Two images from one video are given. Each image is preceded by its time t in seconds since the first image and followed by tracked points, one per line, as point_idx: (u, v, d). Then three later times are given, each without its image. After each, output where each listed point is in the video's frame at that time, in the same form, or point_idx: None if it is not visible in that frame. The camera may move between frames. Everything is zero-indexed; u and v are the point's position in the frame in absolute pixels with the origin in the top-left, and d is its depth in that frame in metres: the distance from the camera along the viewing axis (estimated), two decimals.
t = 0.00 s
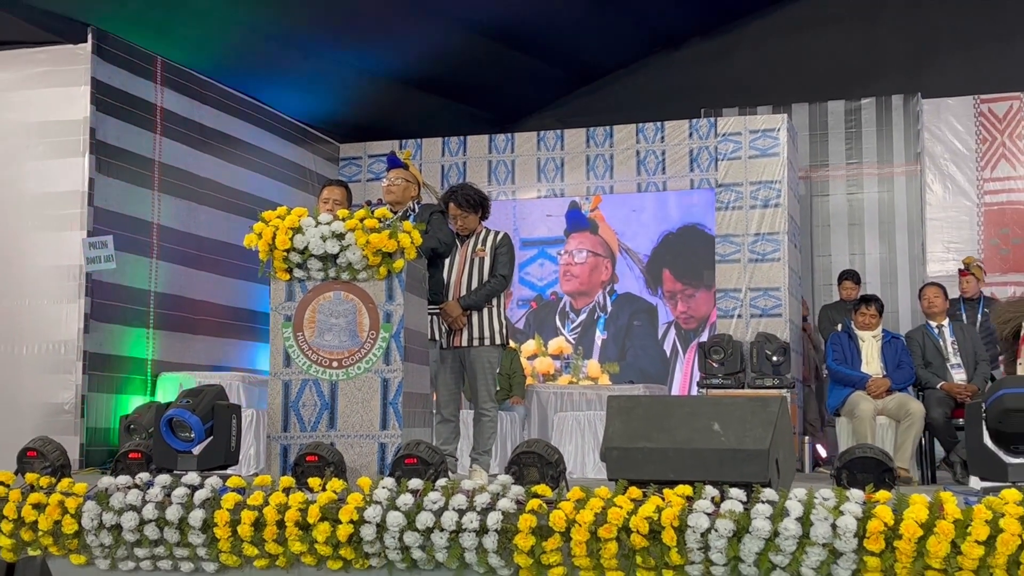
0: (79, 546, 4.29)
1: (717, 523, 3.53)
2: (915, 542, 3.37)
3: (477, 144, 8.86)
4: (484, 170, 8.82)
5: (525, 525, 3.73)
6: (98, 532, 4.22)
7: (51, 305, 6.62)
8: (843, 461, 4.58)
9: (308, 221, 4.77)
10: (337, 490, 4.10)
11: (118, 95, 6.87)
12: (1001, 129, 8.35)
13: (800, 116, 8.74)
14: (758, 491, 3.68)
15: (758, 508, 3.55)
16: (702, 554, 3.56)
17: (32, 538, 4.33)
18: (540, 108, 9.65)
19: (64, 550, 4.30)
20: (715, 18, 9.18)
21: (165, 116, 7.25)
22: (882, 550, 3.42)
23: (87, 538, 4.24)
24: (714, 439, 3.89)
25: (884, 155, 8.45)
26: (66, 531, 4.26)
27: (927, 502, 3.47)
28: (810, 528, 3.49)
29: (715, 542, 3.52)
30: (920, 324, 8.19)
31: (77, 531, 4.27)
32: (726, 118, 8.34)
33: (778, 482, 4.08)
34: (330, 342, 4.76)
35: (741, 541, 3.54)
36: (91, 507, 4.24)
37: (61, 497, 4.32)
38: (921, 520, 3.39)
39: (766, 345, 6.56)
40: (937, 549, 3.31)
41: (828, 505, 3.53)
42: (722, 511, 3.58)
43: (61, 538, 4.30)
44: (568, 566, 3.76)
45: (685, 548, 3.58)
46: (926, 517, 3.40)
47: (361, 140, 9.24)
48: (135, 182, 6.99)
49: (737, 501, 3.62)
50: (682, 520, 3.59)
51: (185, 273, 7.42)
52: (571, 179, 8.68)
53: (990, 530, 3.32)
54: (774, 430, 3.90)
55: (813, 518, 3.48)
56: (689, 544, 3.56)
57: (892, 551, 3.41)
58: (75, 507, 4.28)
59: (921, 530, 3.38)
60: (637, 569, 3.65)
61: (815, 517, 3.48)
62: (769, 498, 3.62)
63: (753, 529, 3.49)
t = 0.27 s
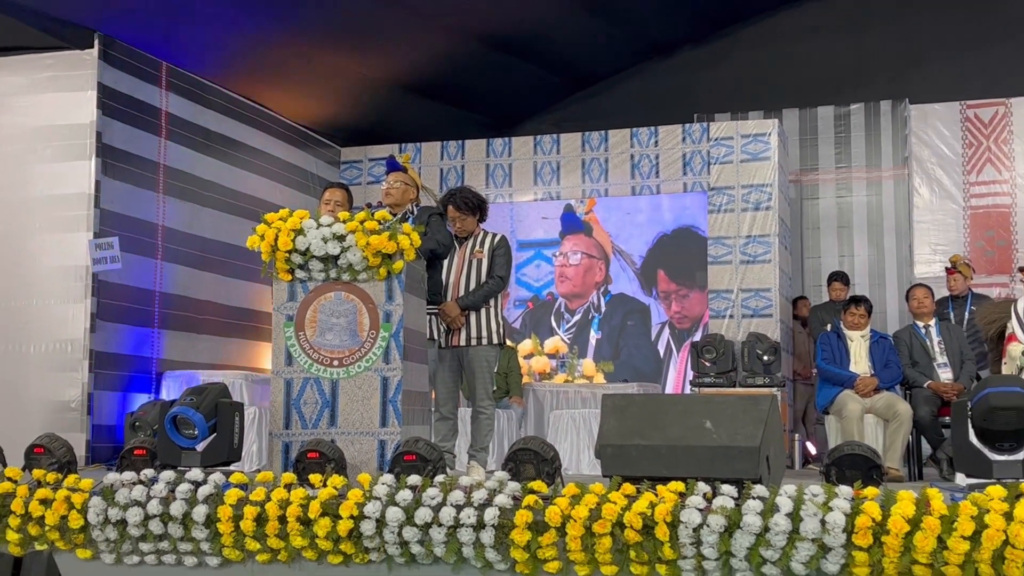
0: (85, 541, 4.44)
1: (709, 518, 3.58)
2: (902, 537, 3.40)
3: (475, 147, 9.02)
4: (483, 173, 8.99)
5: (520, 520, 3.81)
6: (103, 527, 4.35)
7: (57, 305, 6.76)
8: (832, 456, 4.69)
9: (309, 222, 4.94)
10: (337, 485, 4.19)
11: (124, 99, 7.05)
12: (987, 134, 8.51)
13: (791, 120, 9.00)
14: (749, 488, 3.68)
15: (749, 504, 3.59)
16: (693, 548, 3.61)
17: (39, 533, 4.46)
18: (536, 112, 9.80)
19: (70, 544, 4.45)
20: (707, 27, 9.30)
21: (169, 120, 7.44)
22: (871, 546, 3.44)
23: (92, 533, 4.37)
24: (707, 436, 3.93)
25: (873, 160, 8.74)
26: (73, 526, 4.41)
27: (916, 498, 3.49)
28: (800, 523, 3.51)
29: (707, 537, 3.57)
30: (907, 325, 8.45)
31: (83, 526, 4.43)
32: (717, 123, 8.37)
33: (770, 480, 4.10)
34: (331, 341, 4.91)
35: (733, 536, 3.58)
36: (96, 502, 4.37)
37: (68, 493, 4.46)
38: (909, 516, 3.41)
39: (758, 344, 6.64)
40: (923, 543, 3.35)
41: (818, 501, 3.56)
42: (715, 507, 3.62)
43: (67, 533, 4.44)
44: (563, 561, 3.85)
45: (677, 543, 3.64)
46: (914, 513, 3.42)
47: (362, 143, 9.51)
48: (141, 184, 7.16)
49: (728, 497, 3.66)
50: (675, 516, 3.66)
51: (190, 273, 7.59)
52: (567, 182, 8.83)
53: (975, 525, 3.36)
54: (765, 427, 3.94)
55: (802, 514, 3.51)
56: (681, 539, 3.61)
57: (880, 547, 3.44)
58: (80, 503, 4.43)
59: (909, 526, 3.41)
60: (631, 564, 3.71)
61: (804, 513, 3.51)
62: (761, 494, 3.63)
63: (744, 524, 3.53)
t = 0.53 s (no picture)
0: (92, 535, 4.47)
1: (701, 513, 3.67)
2: (890, 532, 3.46)
3: (473, 151, 9.19)
4: (480, 176, 9.15)
5: (518, 515, 3.89)
6: (109, 522, 4.39)
7: (65, 304, 6.94)
8: (822, 453, 4.80)
9: (311, 224, 5.09)
10: (338, 481, 4.27)
11: (130, 103, 7.21)
12: (972, 138, 8.69)
13: (782, 125, 9.12)
14: (741, 484, 3.77)
15: (740, 500, 3.67)
16: (687, 543, 3.70)
17: (46, 527, 4.49)
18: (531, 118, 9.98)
19: (77, 538, 4.48)
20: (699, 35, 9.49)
21: (174, 124, 7.61)
22: (859, 540, 3.51)
23: (99, 528, 4.39)
24: (700, 433, 4.07)
25: (862, 163, 8.84)
26: (80, 520, 4.44)
27: (903, 493, 3.55)
28: (789, 518, 3.59)
29: (699, 531, 3.66)
30: (895, 324, 8.57)
31: (90, 521, 4.45)
32: (710, 127, 8.62)
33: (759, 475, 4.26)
34: (332, 340, 5.07)
35: (724, 531, 3.67)
36: (103, 498, 4.40)
37: (74, 488, 4.48)
38: (896, 511, 3.48)
39: (749, 344, 6.86)
40: (909, 538, 3.41)
41: (807, 496, 3.63)
42: (706, 503, 3.71)
43: (74, 527, 4.48)
44: (559, 555, 3.92)
45: (671, 538, 3.72)
46: (901, 508, 3.48)
47: (362, 147, 9.62)
48: (146, 187, 7.33)
49: (721, 492, 3.75)
50: (668, 511, 3.73)
51: (194, 274, 7.75)
52: (563, 185, 9.01)
53: (962, 520, 3.41)
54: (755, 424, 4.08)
55: (792, 509, 3.58)
56: (674, 533, 3.70)
57: (868, 541, 3.51)
58: (87, 498, 4.44)
59: (896, 521, 3.47)
60: (626, 558, 3.81)
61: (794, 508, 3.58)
62: (751, 490, 3.71)
63: (735, 520, 3.61)
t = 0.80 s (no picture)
0: (112, 520, 4.70)
1: (688, 499, 3.93)
2: (866, 516, 3.74)
3: (472, 158, 9.63)
4: (479, 181, 9.56)
5: (515, 501, 4.15)
6: (129, 507, 4.64)
7: (86, 302, 7.36)
8: (802, 443, 5.21)
9: (320, 226, 5.48)
10: (345, 469, 4.51)
11: (148, 112, 7.64)
12: (944, 146, 9.07)
13: (765, 134, 9.48)
14: (725, 472, 4.05)
15: (725, 487, 3.95)
16: (674, 527, 3.96)
17: (70, 512, 4.78)
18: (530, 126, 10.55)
19: (99, 524, 4.72)
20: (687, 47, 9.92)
21: (190, 131, 8.03)
22: (837, 524, 3.79)
23: (119, 513, 4.65)
24: (687, 425, 4.35)
25: (840, 168, 9.23)
26: (101, 506, 4.69)
27: (878, 481, 3.84)
28: (771, 504, 3.87)
29: (686, 516, 3.92)
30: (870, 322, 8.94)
31: (110, 507, 4.70)
32: (697, 135, 9.05)
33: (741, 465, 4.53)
34: (339, 336, 5.49)
35: (710, 516, 3.94)
36: (123, 485, 4.67)
37: (96, 476, 4.78)
38: (872, 497, 3.77)
39: (733, 340, 7.21)
40: (884, 522, 3.69)
41: (788, 484, 3.93)
42: (693, 490, 3.98)
43: (95, 513, 4.73)
44: (554, 538, 4.17)
45: (659, 522, 3.98)
46: (876, 495, 3.77)
47: (368, 153, 10.08)
48: (163, 191, 7.76)
49: (706, 480, 4.02)
50: (657, 497, 4.01)
51: (209, 273, 8.20)
52: (558, 190, 9.42)
53: (932, 506, 3.70)
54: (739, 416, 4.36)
55: (774, 495, 3.87)
56: (662, 518, 3.96)
57: (845, 525, 3.79)
58: (107, 486, 4.72)
59: (872, 506, 3.76)
60: (616, 541, 4.07)
61: (775, 495, 3.87)
62: (735, 478, 4.00)
63: (720, 505, 3.89)
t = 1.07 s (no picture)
0: (131, 505, 4.76)
1: (674, 485, 3.98)
2: (842, 502, 3.78)
3: (470, 163, 10.13)
4: (477, 185, 10.05)
5: (510, 487, 4.19)
6: (147, 493, 4.67)
7: (106, 299, 7.80)
8: (781, 432, 5.76)
9: (326, 228, 5.91)
10: (351, 457, 4.57)
11: (165, 119, 8.12)
12: (915, 153, 9.49)
13: (746, 140, 10.05)
14: (710, 460, 4.11)
15: (709, 473, 3.99)
16: (661, 512, 3.99)
17: (90, 498, 4.80)
18: (526, 133, 11.08)
19: (118, 508, 4.78)
20: (674, 60, 10.40)
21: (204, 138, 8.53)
22: (815, 509, 3.83)
23: (136, 499, 4.67)
24: (673, 414, 4.46)
25: (817, 173, 9.70)
26: (120, 491, 4.73)
27: (854, 468, 3.88)
28: (753, 490, 3.91)
29: (672, 501, 3.96)
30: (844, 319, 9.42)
31: (129, 492, 4.75)
32: (682, 142, 9.49)
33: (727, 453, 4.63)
34: (345, 331, 5.92)
35: (695, 502, 3.97)
36: (141, 472, 4.69)
37: (116, 463, 4.79)
38: (847, 483, 3.82)
39: (716, 335, 7.66)
40: (859, 507, 3.73)
41: (769, 471, 3.96)
42: (679, 476, 4.02)
43: (115, 498, 4.78)
44: (548, 522, 4.21)
45: (647, 508, 4.01)
46: (852, 480, 3.82)
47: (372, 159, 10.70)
48: (179, 194, 8.23)
49: (692, 466, 4.07)
50: (645, 484, 4.04)
51: (221, 271, 8.67)
52: (551, 194, 9.89)
53: (904, 491, 3.74)
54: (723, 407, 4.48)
55: (755, 482, 3.91)
56: (650, 504, 3.99)
57: (823, 510, 3.83)
58: (127, 472, 4.74)
59: (848, 492, 3.80)
60: (607, 525, 4.10)
61: (757, 481, 3.91)
62: (719, 465, 4.06)
63: (704, 491, 3.92)
